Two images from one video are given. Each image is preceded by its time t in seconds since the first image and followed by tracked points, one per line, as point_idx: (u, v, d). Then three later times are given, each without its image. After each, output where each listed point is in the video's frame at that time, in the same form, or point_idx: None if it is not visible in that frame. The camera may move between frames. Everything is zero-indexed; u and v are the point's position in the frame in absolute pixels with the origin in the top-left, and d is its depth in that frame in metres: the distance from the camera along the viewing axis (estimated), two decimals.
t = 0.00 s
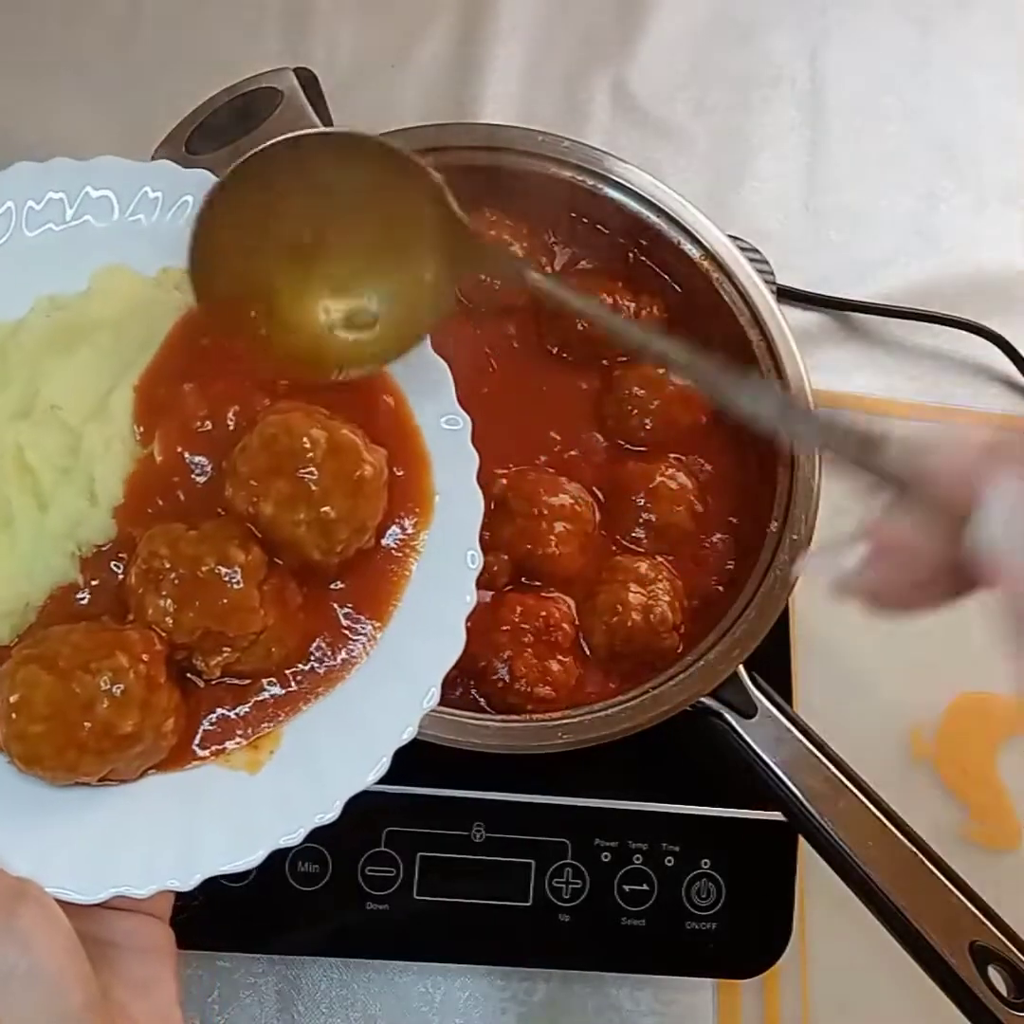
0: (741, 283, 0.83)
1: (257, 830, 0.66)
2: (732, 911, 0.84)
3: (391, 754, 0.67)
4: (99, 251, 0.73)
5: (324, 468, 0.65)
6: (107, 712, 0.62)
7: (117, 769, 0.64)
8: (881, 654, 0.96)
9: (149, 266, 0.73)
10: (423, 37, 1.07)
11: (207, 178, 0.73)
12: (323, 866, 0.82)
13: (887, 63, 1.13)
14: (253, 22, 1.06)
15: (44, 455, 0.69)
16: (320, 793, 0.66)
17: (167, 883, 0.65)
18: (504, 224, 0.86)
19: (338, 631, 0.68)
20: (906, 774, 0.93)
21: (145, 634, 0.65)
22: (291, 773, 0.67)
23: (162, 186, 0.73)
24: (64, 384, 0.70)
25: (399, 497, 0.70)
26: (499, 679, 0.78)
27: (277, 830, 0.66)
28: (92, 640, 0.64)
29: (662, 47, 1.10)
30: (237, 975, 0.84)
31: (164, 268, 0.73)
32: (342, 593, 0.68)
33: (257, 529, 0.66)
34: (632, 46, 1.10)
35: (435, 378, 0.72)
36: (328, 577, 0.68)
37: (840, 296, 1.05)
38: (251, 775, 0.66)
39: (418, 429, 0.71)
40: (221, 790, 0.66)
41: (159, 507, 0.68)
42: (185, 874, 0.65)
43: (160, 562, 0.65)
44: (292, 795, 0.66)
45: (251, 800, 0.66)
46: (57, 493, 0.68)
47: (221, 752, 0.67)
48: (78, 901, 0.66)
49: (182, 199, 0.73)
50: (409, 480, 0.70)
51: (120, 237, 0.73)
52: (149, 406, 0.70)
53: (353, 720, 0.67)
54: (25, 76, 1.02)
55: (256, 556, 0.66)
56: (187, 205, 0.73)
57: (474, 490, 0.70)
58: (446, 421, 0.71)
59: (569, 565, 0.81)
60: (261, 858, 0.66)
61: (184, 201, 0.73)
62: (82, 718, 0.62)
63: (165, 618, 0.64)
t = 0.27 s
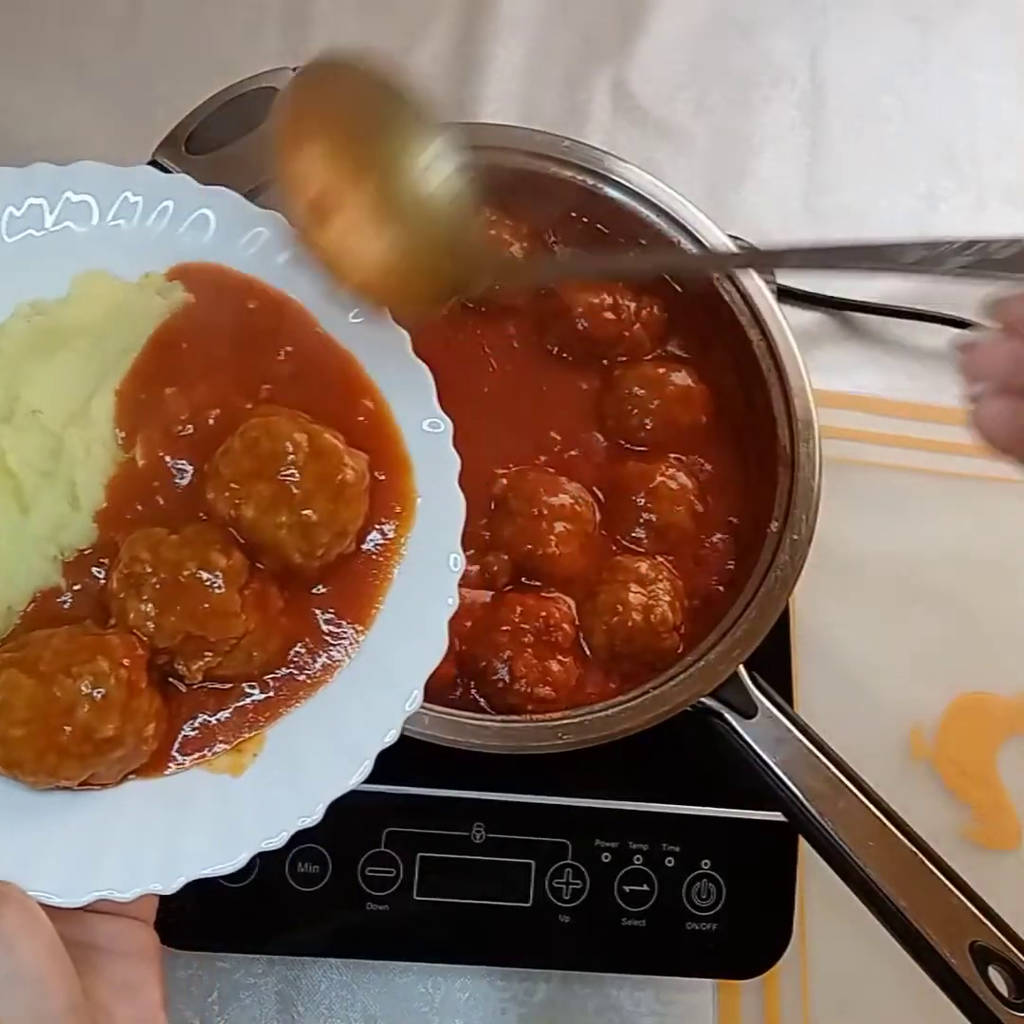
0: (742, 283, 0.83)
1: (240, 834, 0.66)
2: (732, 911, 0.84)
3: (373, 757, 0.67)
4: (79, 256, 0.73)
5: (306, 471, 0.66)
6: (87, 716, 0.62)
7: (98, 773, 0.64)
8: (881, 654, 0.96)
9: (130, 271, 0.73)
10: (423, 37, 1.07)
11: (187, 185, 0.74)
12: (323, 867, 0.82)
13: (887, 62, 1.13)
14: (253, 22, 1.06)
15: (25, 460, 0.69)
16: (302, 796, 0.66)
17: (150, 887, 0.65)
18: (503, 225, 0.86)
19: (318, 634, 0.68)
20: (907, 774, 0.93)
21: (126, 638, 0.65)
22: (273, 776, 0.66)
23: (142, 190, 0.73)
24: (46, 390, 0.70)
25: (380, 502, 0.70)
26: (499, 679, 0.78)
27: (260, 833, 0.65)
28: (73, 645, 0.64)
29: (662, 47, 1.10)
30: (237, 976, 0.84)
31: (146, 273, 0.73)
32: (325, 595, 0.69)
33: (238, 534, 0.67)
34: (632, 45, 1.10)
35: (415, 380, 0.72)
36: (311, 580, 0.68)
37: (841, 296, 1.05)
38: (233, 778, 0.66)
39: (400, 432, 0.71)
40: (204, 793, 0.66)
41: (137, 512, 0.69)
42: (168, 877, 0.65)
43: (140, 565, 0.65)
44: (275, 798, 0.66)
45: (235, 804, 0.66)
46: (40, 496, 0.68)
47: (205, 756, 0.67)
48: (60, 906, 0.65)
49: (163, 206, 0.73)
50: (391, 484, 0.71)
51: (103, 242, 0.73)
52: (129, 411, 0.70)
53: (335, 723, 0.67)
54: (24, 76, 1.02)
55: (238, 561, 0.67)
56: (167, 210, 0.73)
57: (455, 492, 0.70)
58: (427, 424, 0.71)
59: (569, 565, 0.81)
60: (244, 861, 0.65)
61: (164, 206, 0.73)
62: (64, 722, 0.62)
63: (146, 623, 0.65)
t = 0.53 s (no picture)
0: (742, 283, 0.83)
1: (183, 827, 0.61)
2: (732, 911, 0.84)
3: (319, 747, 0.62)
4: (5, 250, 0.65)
5: (243, 460, 0.60)
6: (18, 712, 0.56)
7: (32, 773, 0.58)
8: (882, 654, 0.96)
9: (64, 261, 0.65)
10: (423, 37, 1.07)
11: (122, 172, 0.66)
12: (323, 867, 0.82)
13: (887, 63, 1.13)
14: (253, 22, 1.06)
15: None
16: (246, 787, 0.61)
17: (88, 885, 0.60)
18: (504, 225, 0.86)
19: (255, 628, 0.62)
20: (907, 774, 0.93)
21: (60, 632, 0.59)
22: (214, 769, 0.61)
23: (75, 178, 0.66)
24: None
25: (318, 491, 0.63)
26: (499, 679, 0.78)
27: (204, 825, 0.61)
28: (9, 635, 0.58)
29: (662, 47, 1.10)
30: (237, 976, 0.84)
31: (82, 261, 0.65)
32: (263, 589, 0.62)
33: (176, 527, 0.60)
34: (632, 45, 1.10)
35: (356, 362, 0.65)
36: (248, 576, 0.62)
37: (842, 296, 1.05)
38: (175, 770, 0.61)
39: (340, 415, 0.64)
40: (142, 786, 0.61)
41: (69, 508, 0.61)
42: (107, 875, 0.60)
43: (74, 557, 0.59)
44: (219, 790, 0.61)
45: (176, 795, 0.61)
46: None
47: (143, 747, 0.61)
48: None
49: (96, 196, 0.65)
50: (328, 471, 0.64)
51: (33, 230, 0.65)
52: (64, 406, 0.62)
53: (277, 713, 0.62)
54: (24, 76, 1.02)
55: (176, 553, 0.60)
56: (100, 203, 0.66)
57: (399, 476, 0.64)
58: (370, 410, 0.64)
59: (569, 565, 0.81)
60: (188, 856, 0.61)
61: (97, 198, 0.66)
62: None
63: (81, 617, 0.58)
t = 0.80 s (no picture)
0: (742, 283, 0.83)
1: (176, 820, 0.61)
2: (732, 911, 0.84)
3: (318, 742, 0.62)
4: (19, 228, 0.65)
5: (254, 448, 0.60)
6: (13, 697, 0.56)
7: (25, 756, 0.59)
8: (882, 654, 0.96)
9: (79, 243, 0.65)
10: (423, 37, 1.07)
11: (142, 157, 0.66)
12: (323, 867, 0.82)
13: (887, 62, 1.13)
14: (253, 22, 1.06)
15: None
16: (240, 782, 0.61)
17: (78, 873, 0.60)
18: (504, 225, 0.86)
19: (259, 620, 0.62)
20: (906, 773, 0.93)
21: (60, 615, 0.59)
22: (209, 762, 0.61)
23: (94, 161, 0.66)
24: None
25: (328, 484, 0.63)
26: (499, 679, 0.78)
27: (197, 819, 0.61)
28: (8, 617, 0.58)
29: (662, 47, 1.10)
30: (237, 976, 0.84)
31: (97, 245, 0.65)
32: (267, 581, 0.62)
33: (183, 514, 0.60)
34: (632, 45, 1.10)
35: (372, 355, 0.64)
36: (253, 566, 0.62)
37: (842, 296, 1.05)
38: (170, 762, 0.61)
39: (353, 410, 0.64)
40: (136, 776, 0.61)
41: (73, 492, 0.62)
42: (98, 863, 0.60)
43: (78, 541, 0.59)
44: (213, 783, 0.61)
45: (169, 788, 0.61)
46: None
47: (139, 737, 0.61)
48: None
49: (114, 179, 0.65)
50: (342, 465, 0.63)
51: (49, 213, 0.65)
52: (77, 387, 0.63)
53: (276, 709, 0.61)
54: (24, 76, 1.02)
55: (181, 540, 0.60)
56: (116, 186, 0.65)
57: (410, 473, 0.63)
58: (384, 405, 0.64)
59: (569, 565, 0.81)
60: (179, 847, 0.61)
61: (116, 182, 0.66)
62: None
63: (82, 601, 0.59)
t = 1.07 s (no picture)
0: (741, 283, 0.83)
1: (183, 830, 0.61)
2: (732, 911, 0.84)
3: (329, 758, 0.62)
4: (48, 220, 0.64)
5: (276, 455, 0.60)
6: (23, 699, 0.57)
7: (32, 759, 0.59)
8: (882, 654, 0.96)
9: (109, 237, 0.64)
10: (423, 37, 1.07)
11: (177, 151, 0.65)
12: (323, 867, 0.82)
13: (887, 62, 1.13)
14: (253, 22, 1.06)
15: None
16: (250, 796, 0.61)
17: (82, 880, 0.60)
18: (504, 225, 0.86)
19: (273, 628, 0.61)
20: (905, 773, 0.93)
21: (73, 618, 0.59)
22: (219, 773, 0.61)
23: (127, 153, 0.65)
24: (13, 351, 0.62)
25: (350, 494, 0.63)
26: (498, 679, 0.78)
27: (204, 831, 0.61)
28: (19, 618, 0.58)
29: (662, 47, 1.10)
30: (237, 976, 0.84)
31: (128, 239, 0.64)
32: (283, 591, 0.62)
33: (201, 519, 0.60)
34: (633, 45, 1.10)
35: (400, 365, 0.64)
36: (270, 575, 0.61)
37: (842, 296, 1.05)
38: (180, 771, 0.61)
39: (378, 420, 0.64)
40: (145, 784, 0.61)
41: (90, 493, 0.61)
42: (102, 871, 0.60)
43: (95, 542, 0.59)
44: (222, 795, 0.61)
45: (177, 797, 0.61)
46: None
47: (150, 744, 0.61)
48: None
49: (148, 172, 0.65)
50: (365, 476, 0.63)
51: (79, 204, 0.65)
52: (101, 388, 0.62)
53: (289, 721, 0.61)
54: (23, 76, 1.02)
55: (198, 546, 0.60)
56: (151, 179, 0.65)
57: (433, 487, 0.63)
58: (410, 416, 0.64)
59: (569, 564, 0.81)
60: (185, 858, 0.61)
61: (149, 175, 0.65)
62: None
63: (97, 605, 0.59)
